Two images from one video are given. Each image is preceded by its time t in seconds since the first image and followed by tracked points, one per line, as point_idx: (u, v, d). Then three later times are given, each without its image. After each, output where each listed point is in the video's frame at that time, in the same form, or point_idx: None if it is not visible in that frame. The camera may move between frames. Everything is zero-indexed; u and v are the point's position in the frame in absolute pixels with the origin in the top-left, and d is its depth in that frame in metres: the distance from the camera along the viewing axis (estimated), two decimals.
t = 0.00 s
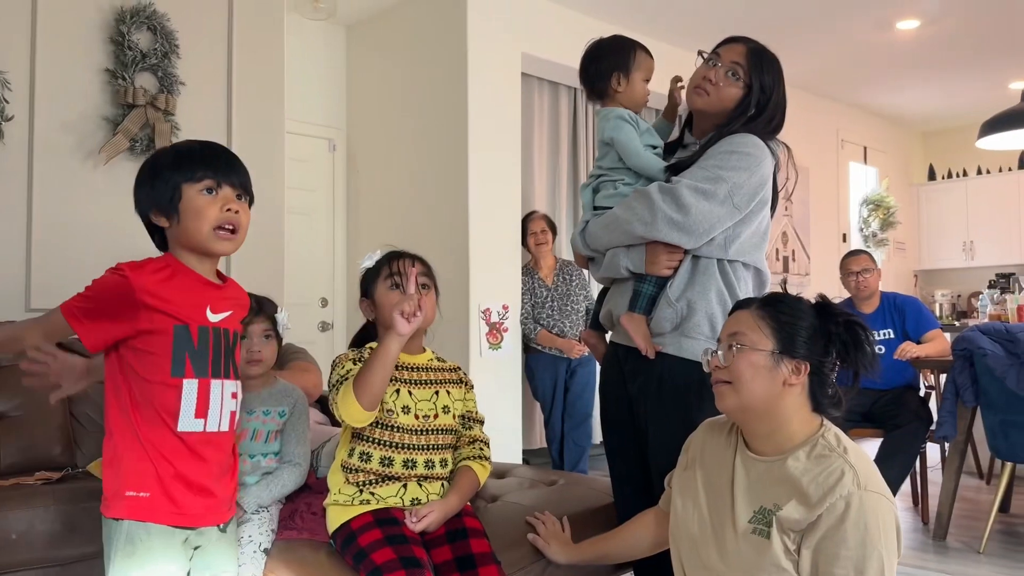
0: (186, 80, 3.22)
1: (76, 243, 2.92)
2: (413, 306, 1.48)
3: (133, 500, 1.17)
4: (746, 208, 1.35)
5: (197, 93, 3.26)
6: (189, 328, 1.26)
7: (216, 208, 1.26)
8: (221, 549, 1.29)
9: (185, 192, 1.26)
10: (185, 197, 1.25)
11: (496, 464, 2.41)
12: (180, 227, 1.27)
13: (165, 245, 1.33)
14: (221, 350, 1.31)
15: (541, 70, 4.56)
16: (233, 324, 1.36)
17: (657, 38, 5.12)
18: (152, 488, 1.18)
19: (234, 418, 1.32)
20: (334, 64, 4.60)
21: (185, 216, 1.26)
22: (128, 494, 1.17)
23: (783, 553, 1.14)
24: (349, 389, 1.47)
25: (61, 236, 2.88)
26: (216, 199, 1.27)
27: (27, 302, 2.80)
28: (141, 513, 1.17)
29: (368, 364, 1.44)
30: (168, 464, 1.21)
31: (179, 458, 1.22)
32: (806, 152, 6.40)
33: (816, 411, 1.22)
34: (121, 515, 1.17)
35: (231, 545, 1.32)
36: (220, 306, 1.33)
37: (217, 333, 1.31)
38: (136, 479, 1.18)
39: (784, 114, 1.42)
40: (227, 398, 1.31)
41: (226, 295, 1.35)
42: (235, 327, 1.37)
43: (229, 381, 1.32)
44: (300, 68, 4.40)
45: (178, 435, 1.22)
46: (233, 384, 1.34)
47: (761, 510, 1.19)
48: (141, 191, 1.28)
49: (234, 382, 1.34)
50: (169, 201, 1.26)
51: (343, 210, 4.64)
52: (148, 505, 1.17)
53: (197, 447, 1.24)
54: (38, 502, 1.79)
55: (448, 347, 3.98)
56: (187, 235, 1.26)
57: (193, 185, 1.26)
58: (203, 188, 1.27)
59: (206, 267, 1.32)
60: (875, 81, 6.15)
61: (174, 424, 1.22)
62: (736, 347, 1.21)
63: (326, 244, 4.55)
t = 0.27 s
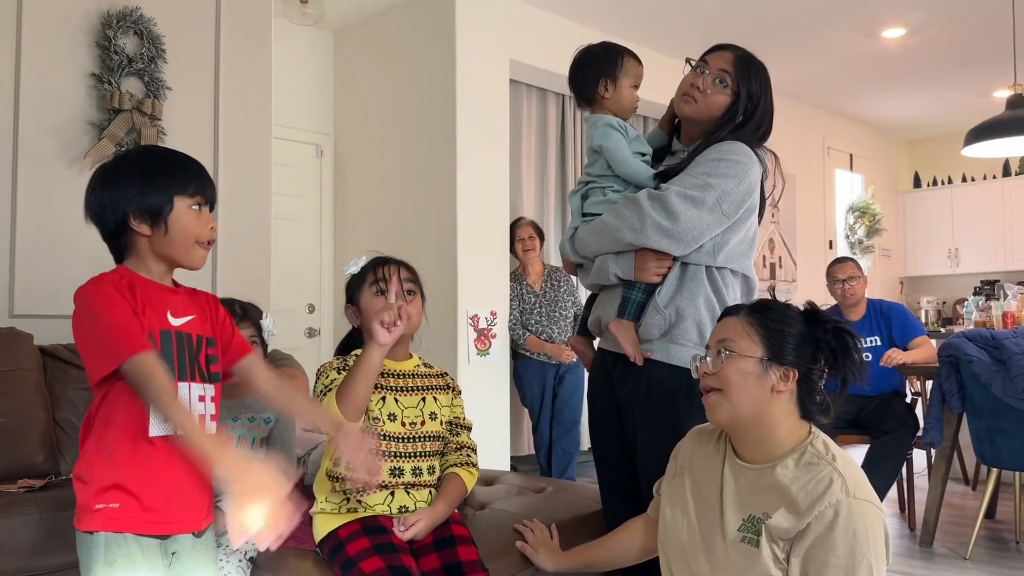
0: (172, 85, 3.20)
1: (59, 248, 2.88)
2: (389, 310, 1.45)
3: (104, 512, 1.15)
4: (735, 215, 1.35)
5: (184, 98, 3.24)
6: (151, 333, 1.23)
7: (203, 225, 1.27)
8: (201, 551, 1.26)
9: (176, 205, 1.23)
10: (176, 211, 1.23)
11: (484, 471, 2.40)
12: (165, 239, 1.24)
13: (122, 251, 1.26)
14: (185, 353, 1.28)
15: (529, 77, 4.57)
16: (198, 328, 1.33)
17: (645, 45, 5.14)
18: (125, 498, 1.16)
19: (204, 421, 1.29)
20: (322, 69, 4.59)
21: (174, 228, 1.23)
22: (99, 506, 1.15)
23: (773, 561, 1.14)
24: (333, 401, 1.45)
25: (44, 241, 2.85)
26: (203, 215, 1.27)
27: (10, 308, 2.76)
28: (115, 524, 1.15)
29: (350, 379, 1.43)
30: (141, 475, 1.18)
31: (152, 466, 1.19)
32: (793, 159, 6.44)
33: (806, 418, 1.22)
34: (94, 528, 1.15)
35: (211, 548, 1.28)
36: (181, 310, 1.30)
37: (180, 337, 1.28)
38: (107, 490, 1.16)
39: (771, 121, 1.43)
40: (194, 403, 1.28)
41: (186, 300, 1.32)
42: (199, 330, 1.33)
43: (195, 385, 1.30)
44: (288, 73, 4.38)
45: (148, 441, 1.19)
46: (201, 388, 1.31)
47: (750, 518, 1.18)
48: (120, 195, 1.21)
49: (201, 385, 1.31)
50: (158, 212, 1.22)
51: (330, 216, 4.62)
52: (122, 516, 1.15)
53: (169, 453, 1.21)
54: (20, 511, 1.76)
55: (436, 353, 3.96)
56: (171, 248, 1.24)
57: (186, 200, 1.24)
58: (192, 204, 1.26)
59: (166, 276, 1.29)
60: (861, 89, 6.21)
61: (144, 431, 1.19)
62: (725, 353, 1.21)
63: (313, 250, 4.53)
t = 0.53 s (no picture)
0: (162, 87, 3.17)
1: (45, 251, 2.85)
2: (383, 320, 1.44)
3: (101, 499, 1.14)
4: (726, 218, 1.35)
5: (173, 100, 3.21)
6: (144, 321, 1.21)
7: (199, 228, 1.29)
8: (193, 553, 1.26)
9: (177, 208, 1.24)
10: (176, 214, 1.24)
11: (474, 474, 2.39)
12: (167, 242, 1.24)
13: (111, 252, 1.25)
14: (178, 338, 1.26)
15: (520, 81, 4.57)
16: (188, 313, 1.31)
17: (636, 50, 5.16)
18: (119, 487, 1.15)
19: (199, 408, 1.27)
20: (312, 72, 4.57)
21: (176, 231, 1.24)
22: (98, 493, 1.14)
23: (764, 564, 1.13)
24: (321, 406, 1.44)
25: (31, 243, 2.82)
26: (198, 218, 1.29)
27: None
28: (112, 513, 1.14)
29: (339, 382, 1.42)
30: (137, 461, 1.17)
31: (147, 453, 1.18)
32: (782, 165, 6.48)
33: (796, 420, 1.22)
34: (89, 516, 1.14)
35: (204, 549, 1.28)
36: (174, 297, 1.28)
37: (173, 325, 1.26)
38: (103, 477, 1.15)
39: (761, 125, 1.43)
40: (188, 388, 1.26)
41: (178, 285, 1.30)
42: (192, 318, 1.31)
43: (189, 371, 1.27)
44: (278, 75, 4.36)
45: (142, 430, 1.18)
46: (195, 374, 1.28)
47: (742, 521, 1.18)
48: (121, 197, 1.20)
49: (195, 371, 1.28)
50: (160, 214, 1.22)
51: (320, 219, 4.60)
52: (119, 505, 1.14)
53: (164, 442, 1.20)
54: (6, 515, 1.74)
55: (426, 357, 3.94)
56: (171, 250, 1.25)
57: (185, 203, 1.26)
58: (189, 207, 1.27)
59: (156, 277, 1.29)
60: (850, 95, 6.25)
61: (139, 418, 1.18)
62: (716, 355, 1.21)
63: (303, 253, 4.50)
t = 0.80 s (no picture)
0: (160, 86, 3.17)
1: (43, 250, 2.84)
2: (388, 334, 1.44)
3: (112, 508, 1.14)
4: (725, 218, 1.35)
5: (172, 99, 3.21)
6: (169, 337, 1.23)
7: (225, 220, 1.30)
8: (198, 555, 1.25)
9: (202, 203, 1.26)
10: (202, 208, 1.26)
11: (472, 474, 2.39)
12: (196, 237, 1.26)
13: (144, 254, 1.26)
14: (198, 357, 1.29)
15: (519, 81, 4.57)
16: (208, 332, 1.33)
17: (634, 50, 5.16)
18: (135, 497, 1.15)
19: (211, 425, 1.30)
20: (310, 71, 4.57)
21: (203, 225, 1.26)
22: (108, 502, 1.14)
23: (764, 563, 1.14)
24: (322, 413, 1.44)
25: (29, 242, 2.81)
26: (223, 212, 1.30)
27: None
28: (126, 523, 1.14)
29: (339, 393, 1.42)
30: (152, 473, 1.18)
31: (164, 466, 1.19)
32: (780, 165, 6.49)
33: (796, 420, 1.23)
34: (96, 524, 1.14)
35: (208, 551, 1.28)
36: (197, 313, 1.31)
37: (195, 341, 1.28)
38: (119, 487, 1.15)
39: (761, 125, 1.44)
40: (204, 405, 1.28)
41: (203, 303, 1.33)
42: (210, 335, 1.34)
43: (206, 389, 1.30)
44: (276, 74, 4.36)
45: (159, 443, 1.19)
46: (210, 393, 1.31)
47: (741, 520, 1.19)
48: (145, 198, 1.22)
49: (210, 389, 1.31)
50: (186, 210, 1.24)
51: (318, 218, 4.60)
52: (132, 515, 1.15)
53: (180, 457, 1.22)
54: (5, 514, 1.74)
55: (424, 356, 3.94)
56: (202, 244, 1.27)
57: (209, 197, 1.27)
58: (213, 201, 1.29)
59: (188, 273, 1.30)
60: (847, 95, 6.26)
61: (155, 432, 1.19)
62: (717, 354, 1.22)
63: (301, 252, 4.50)
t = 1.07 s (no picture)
0: (162, 81, 3.17)
1: (45, 244, 2.85)
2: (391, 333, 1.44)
3: (105, 501, 1.14)
4: (728, 212, 1.35)
5: (174, 93, 3.21)
6: (161, 329, 1.22)
7: (215, 214, 1.29)
8: (195, 548, 1.25)
9: (191, 196, 1.25)
10: (190, 201, 1.25)
11: (474, 469, 2.40)
12: (185, 230, 1.25)
13: (133, 247, 1.25)
14: (191, 349, 1.28)
15: (521, 76, 4.56)
16: (202, 324, 1.33)
17: (637, 45, 5.15)
18: (128, 490, 1.16)
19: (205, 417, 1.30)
20: (313, 67, 4.57)
21: (192, 219, 1.24)
22: (100, 495, 1.14)
23: (766, 557, 1.14)
24: (326, 409, 1.44)
25: (32, 237, 2.82)
26: (213, 205, 1.29)
27: None
28: (119, 515, 1.15)
29: (342, 394, 1.42)
30: (145, 465, 1.18)
31: (156, 459, 1.19)
32: (783, 161, 6.48)
33: (798, 414, 1.23)
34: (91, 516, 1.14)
35: (205, 543, 1.28)
36: (188, 305, 1.29)
37: (187, 333, 1.28)
38: (110, 480, 1.15)
39: (765, 119, 1.43)
40: (198, 397, 1.28)
41: (193, 295, 1.32)
42: (204, 326, 1.33)
43: (200, 380, 1.29)
44: (278, 69, 4.35)
45: (153, 436, 1.19)
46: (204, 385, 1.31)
47: (744, 514, 1.19)
48: (132, 191, 1.21)
49: (204, 380, 1.31)
50: (174, 203, 1.23)
51: (320, 213, 4.60)
52: (124, 507, 1.15)
53: (174, 449, 1.22)
54: (8, 507, 1.75)
55: (426, 352, 3.94)
56: (190, 237, 1.25)
57: (198, 190, 1.26)
58: (202, 194, 1.27)
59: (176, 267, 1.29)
60: (851, 91, 6.25)
61: (148, 425, 1.19)
62: (719, 347, 1.22)
63: (303, 248, 4.50)
